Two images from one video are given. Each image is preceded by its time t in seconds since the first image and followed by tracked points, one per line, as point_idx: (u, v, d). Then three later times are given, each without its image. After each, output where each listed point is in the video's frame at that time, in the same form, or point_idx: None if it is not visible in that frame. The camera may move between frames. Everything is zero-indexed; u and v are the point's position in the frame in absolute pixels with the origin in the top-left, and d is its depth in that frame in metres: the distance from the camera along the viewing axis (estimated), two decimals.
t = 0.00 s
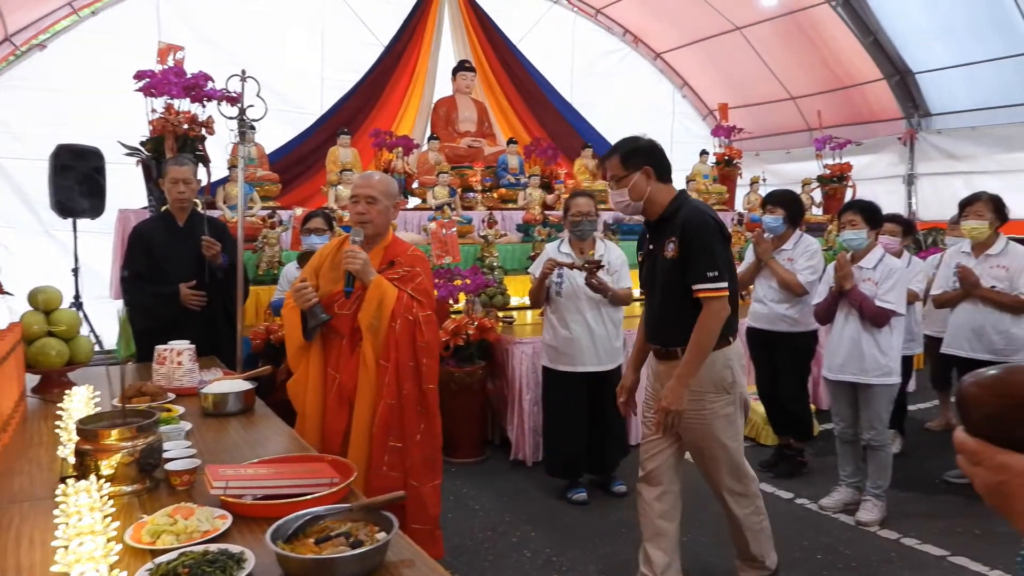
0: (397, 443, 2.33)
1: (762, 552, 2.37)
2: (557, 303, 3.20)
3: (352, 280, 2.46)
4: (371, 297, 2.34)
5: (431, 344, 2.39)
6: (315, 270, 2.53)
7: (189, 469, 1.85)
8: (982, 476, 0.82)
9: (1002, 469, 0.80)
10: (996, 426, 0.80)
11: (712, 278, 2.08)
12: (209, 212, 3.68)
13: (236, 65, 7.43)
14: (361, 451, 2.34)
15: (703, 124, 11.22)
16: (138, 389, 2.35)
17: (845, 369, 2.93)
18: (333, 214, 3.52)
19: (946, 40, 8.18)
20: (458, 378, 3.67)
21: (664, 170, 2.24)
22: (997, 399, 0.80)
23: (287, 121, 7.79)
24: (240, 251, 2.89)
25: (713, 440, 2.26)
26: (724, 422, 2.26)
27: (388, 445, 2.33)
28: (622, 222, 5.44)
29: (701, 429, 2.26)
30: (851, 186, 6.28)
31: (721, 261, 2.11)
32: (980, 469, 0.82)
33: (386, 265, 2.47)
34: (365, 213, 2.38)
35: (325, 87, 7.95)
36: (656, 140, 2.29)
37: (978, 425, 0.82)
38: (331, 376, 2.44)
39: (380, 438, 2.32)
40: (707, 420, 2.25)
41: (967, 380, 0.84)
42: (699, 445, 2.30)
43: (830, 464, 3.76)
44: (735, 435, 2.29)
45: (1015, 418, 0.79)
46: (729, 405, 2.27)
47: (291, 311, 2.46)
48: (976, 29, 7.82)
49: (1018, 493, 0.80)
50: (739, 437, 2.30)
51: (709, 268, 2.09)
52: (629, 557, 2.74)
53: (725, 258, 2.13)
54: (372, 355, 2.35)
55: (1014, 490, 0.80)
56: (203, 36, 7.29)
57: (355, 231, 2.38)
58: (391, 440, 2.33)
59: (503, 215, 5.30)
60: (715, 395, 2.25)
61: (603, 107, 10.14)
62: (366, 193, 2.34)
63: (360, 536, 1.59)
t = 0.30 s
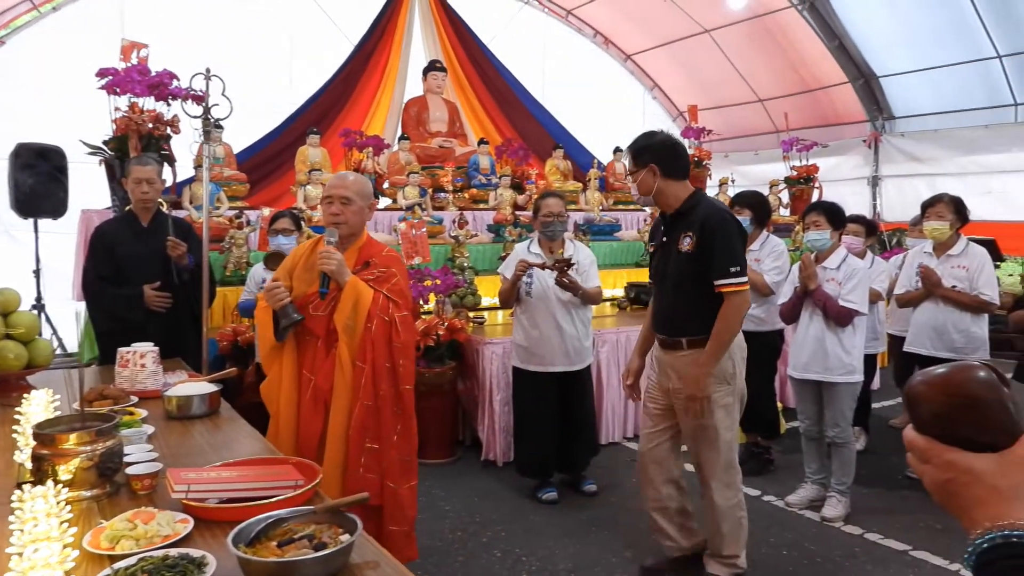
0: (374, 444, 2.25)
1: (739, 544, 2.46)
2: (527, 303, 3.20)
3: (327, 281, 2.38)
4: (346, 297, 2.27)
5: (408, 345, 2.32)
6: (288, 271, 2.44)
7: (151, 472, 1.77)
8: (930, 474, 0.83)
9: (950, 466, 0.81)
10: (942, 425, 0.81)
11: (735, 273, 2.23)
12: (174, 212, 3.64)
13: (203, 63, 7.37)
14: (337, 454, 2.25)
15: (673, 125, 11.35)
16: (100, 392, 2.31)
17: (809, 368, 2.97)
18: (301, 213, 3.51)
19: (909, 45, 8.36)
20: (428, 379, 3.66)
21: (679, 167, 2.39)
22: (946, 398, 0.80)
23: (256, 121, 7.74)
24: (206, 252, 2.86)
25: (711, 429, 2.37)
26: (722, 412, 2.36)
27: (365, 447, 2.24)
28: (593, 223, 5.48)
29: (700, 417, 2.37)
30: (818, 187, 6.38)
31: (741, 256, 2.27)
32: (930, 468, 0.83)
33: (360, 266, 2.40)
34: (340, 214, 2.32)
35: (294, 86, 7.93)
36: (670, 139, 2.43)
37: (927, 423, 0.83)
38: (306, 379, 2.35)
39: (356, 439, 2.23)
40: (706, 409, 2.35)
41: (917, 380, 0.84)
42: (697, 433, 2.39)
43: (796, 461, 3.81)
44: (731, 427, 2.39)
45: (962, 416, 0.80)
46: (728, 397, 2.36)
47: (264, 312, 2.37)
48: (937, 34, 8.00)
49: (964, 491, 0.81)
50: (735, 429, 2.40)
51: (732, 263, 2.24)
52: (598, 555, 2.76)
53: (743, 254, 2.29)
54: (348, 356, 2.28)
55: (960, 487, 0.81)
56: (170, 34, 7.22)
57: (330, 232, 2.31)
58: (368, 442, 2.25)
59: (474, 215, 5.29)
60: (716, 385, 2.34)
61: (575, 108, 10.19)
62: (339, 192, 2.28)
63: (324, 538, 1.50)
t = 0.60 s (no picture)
0: (357, 445, 2.09)
1: (708, 539, 2.48)
2: (499, 303, 3.18)
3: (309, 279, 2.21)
4: (326, 297, 2.10)
5: (391, 344, 2.17)
6: (267, 268, 2.26)
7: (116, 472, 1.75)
8: (889, 471, 0.84)
9: (910, 464, 0.82)
10: (899, 423, 0.81)
11: (721, 271, 2.26)
12: (143, 208, 3.59)
13: (176, 57, 7.28)
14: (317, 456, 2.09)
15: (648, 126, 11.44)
16: (65, 390, 2.27)
17: (778, 367, 3.01)
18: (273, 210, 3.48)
19: (879, 52, 8.51)
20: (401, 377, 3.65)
21: (667, 167, 2.40)
22: (903, 397, 0.80)
23: (230, 116, 7.67)
24: (175, 249, 2.83)
25: (687, 420, 2.41)
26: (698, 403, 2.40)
27: (347, 447, 2.08)
28: (568, 222, 5.50)
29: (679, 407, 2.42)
30: (790, 189, 6.46)
31: (726, 255, 2.30)
32: (890, 466, 0.83)
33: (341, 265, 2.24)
34: (320, 212, 2.15)
35: (268, 82, 7.87)
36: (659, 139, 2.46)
37: (887, 422, 0.83)
38: (286, 379, 2.18)
39: (338, 440, 2.07)
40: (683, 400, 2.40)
41: (877, 379, 0.83)
42: (675, 423, 2.44)
43: (766, 459, 3.86)
44: (707, 419, 2.42)
45: (920, 416, 0.80)
46: (705, 389, 2.40)
47: (242, 311, 2.18)
48: (906, 41, 8.15)
49: (922, 488, 0.83)
50: (712, 422, 2.43)
51: (719, 262, 2.27)
52: (569, 553, 2.77)
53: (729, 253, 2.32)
54: (329, 355, 2.12)
55: (918, 485, 0.83)
56: (142, 27, 7.12)
57: (310, 230, 2.15)
58: (351, 441, 2.09)
59: (449, 214, 5.29)
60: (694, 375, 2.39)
61: (551, 107, 10.20)
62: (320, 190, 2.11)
63: (292, 537, 1.48)
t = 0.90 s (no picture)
0: (361, 444, 2.07)
1: (698, 535, 2.52)
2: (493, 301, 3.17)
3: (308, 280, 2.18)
4: (326, 299, 2.08)
5: (392, 344, 2.15)
6: (265, 269, 2.23)
7: (107, 474, 1.74)
8: (876, 470, 0.84)
9: (895, 463, 0.82)
10: (885, 422, 0.82)
11: (687, 272, 2.32)
12: (132, 209, 3.58)
13: (163, 57, 7.25)
14: (320, 456, 2.07)
15: (638, 125, 11.47)
16: (55, 392, 2.26)
17: (769, 364, 3.03)
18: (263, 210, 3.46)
19: (866, 50, 8.56)
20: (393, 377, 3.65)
21: (667, 168, 2.46)
22: (890, 396, 0.80)
23: (218, 116, 7.64)
24: (165, 250, 2.81)
25: (678, 409, 2.48)
26: (691, 394, 2.46)
27: (351, 447, 2.06)
28: (559, 221, 5.52)
29: (671, 397, 2.50)
30: (780, 187, 6.49)
31: (700, 257, 2.34)
32: (876, 465, 0.84)
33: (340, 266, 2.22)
34: (318, 214, 2.13)
35: (257, 82, 7.85)
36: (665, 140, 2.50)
37: (874, 421, 0.83)
38: (286, 379, 2.15)
39: (342, 440, 2.05)
40: (675, 389, 2.48)
41: (865, 378, 0.83)
42: (669, 414, 2.51)
43: (757, 456, 3.88)
44: (700, 411, 2.47)
45: (906, 415, 0.80)
46: (696, 379, 2.46)
47: (242, 313, 2.15)
48: (893, 39, 8.21)
49: (910, 488, 0.83)
50: (706, 415, 2.48)
51: (687, 263, 2.32)
52: (562, 552, 2.77)
53: (706, 255, 2.36)
54: (330, 356, 2.10)
55: (905, 483, 0.83)
56: (128, 27, 7.08)
57: (308, 232, 2.12)
58: (355, 441, 2.07)
59: (440, 213, 5.28)
60: (685, 365, 2.46)
61: (541, 106, 10.21)
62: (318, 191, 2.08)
63: (284, 538, 1.48)
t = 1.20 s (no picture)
0: (368, 444, 2.07)
1: (695, 538, 2.53)
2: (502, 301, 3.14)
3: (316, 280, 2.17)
4: (334, 300, 2.08)
5: (399, 345, 2.16)
6: (271, 267, 2.21)
7: (106, 471, 1.73)
8: (871, 478, 0.83)
9: (890, 471, 0.81)
10: (879, 431, 0.81)
11: (673, 266, 2.38)
12: (133, 206, 3.59)
13: (164, 54, 7.24)
14: (327, 456, 2.07)
15: (638, 127, 11.49)
16: (54, 390, 2.26)
17: (768, 367, 3.03)
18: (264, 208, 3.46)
19: (867, 54, 8.57)
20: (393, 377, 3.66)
21: (685, 168, 2.48)
22: (883, 405, 0.79)
23: (219, 114, 7.63)
24: (166, 247, 2.80)
25: (677, 409, 2.48)
26: (690, 395, 2.46)
27: (358, 447, 2.06)
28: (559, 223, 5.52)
29: (670, 397, 2.51)
30: (780, 191, 6.50)
31: (692, 255, 2.37)
32: (871, 473, 0.83)
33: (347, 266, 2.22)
34: (327, 214, 2.11)
35: (258, 80, 7.85)
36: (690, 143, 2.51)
37: (868, 429, 0.82)
38: (291, 379, 2.14)
39: (349, 440, 2.06)
40: (674, 390, 2.49)
41: (857, 386, 0.82)
42: (668, 413, 2.52)
43: (755, 460, 3.88)
44: (699, 411, 2.47)
45: (900, 423, 0.79)
46: (695, 380, 2.46)
47: (247, 312, 2.14)
48: (894, 44, 8.22)
49: (904, 495, 0.82)
50: (704, 416, 2.48)
51: (675, 258, 2.38)
52: (560, 553, 2.77)
53: (700, 254, 2.38)
54: (338, 356, 2.10)
55: (899, 491, 0.82)
56: (129, 24, 7.08)
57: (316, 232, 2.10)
58: (362, 441, 2.07)
59: (441, 214, 5.29)
60: (685, 366, 2.46)
61: (542, 107, 10.21)
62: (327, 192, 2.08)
63: (282, 539, 1.48)
